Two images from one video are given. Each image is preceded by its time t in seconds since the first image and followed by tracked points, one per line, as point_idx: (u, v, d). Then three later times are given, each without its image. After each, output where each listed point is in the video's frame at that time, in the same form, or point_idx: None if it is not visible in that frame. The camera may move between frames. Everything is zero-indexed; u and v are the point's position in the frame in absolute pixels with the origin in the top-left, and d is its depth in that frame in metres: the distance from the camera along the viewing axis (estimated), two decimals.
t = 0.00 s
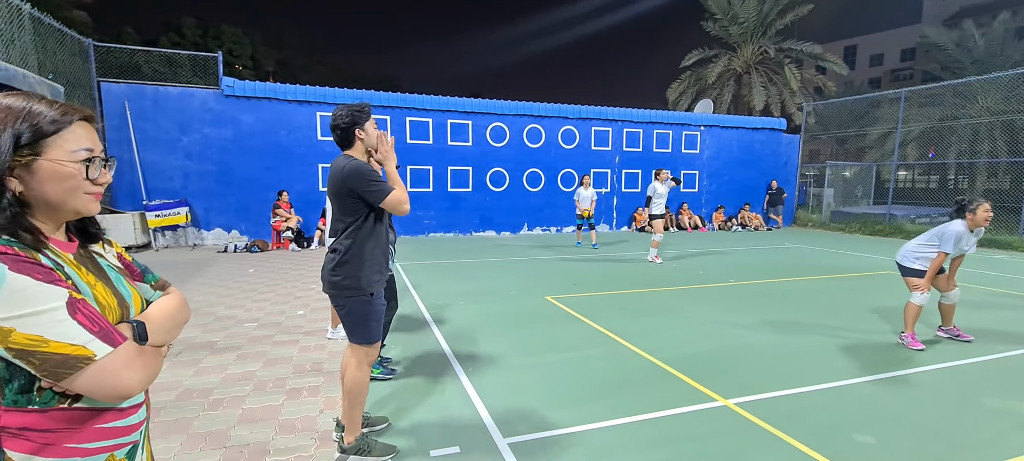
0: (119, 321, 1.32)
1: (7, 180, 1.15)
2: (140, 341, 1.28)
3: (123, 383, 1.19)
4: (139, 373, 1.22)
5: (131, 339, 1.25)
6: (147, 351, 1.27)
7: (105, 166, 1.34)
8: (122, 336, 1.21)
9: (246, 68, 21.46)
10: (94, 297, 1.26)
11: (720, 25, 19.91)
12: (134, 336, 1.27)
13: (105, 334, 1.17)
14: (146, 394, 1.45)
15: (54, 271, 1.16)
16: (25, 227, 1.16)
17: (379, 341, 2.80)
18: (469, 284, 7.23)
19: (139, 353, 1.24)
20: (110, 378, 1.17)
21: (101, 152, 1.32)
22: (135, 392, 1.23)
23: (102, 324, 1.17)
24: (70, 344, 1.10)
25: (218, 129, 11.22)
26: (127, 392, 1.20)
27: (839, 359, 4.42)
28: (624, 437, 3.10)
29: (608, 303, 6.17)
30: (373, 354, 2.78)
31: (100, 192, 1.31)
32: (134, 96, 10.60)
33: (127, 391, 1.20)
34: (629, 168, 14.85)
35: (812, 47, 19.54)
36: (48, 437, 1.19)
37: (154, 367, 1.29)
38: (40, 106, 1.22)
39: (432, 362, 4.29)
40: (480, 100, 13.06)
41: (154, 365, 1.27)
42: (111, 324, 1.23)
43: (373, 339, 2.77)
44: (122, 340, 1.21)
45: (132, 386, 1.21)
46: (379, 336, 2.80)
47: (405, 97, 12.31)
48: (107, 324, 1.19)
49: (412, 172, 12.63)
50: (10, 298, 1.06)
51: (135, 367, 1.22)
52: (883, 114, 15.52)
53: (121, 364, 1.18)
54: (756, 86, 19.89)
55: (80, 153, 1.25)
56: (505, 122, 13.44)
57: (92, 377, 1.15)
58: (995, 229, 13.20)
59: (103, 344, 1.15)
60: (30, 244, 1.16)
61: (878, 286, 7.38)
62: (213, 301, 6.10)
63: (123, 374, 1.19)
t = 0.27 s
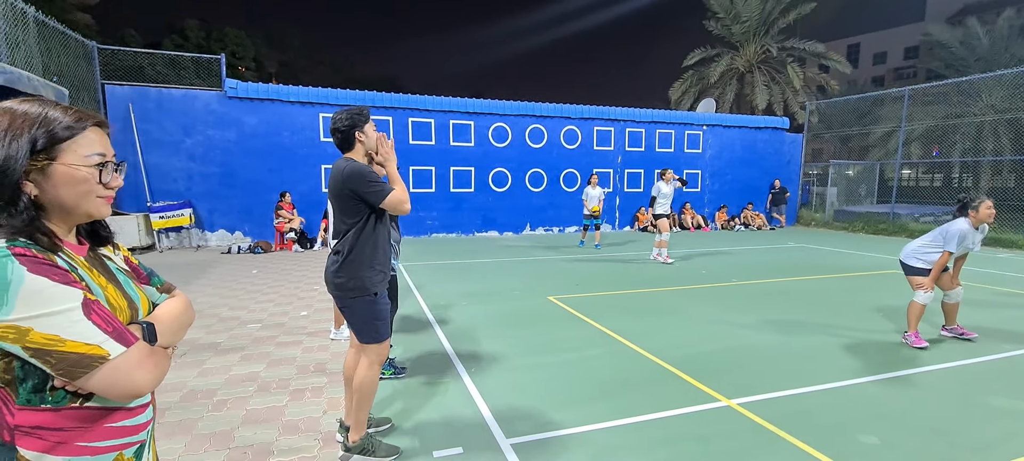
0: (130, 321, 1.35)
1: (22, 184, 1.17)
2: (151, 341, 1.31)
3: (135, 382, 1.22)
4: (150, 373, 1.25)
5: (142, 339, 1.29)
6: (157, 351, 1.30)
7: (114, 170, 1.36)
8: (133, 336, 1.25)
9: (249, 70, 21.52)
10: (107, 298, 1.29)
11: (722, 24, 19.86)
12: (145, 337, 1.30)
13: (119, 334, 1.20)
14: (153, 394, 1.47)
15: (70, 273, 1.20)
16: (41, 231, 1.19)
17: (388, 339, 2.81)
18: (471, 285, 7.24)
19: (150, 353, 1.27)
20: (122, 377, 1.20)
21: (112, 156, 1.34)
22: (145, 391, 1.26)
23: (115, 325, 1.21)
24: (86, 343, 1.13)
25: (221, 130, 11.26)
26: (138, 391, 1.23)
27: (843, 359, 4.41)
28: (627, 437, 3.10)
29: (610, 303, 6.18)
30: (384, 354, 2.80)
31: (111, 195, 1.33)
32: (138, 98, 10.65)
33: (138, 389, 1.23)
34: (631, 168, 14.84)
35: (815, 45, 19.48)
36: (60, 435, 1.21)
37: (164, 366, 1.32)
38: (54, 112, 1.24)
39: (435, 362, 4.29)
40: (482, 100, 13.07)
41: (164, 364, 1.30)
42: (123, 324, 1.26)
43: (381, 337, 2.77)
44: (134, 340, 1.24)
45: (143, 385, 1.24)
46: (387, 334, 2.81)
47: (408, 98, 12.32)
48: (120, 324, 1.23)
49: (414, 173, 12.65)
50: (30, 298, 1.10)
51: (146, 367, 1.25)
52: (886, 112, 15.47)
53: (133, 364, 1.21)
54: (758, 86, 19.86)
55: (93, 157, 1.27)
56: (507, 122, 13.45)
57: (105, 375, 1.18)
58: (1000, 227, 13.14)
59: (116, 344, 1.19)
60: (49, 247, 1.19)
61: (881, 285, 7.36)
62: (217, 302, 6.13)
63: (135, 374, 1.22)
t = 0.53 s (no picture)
0: (137, 322, 1.35)
1: (26, 186, 1.18)
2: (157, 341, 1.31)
3: (143, 380, 1.22)
4: (158, 372, 1.25)
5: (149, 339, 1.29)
6: (164, 351, 1.30)
7: (118, 172, 1.36)
8: (142, 335, 1.25)
9: (251, 72, 21.58)
10: (114, 298, 1.30)
11: (724, 24, 19.85)
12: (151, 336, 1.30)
13: (126, 333, 1.21)
14: (158, 395, 1.47)
15: (77, 273, 1.20)
16: (45, 231, 1.19)
17: (387, 340, 2.80)
18: (474, 285, 7.24)
19: (157, 353, 1.27)
20: (130, 375, 1.20)
21: (116, 158, 1.34)
22: (153, 390, 1.25)
23: (123, 324, 1.21)
24: (95, 342, 1.14)
25: (223, 132, 11.28)
26: (147, 390, 1.23)
27: (847, 359, 4.40)
28: (630, 438, 3.10)
29: (612, 304, 6.17)
30: (382, 354, 2.79)
31: (115, 197, 1.33)
32: (140, 100, 10.68)
33: (147, 388, 1.23)
34: (633, 168, 14.83)
35: (817, 45, 19.45)
36: (68, 434, 1.21)
37: (170, 365, 1.31)
38: (57, 115, 1.24)
39: (438, 363, 4.28)
40: (484, 101, 13.08)
41: (171, 364, 1.30)
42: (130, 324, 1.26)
43: (380, 337, 2.77)
44: (141, 339, 1.24)
45: (152, 383, 1.24)
46: (386, 335, 2.80)
47: (409, 99, 12.34)
48: (127, 324, 1.23)
49: (416, 174, 12.66)
50: (40, 298, 1.11)
51: (154, 366, 1.25)
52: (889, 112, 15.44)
53: (142, 362, 1.21)
54: (760, 85, 19.84)
55: (95, 160, 1.27)
56: (508, 123, 13.45)
57: (112, 374, 1.18)
58: (1004, 227, 13.09)
59: (125, 343, 1.19)
60: (55, 247, 1.21)
61: (885, 285, 7.34)
62: (220, 303, 6.14)
63: (143, 372, 1.22)
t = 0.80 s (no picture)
0: (143, 322, 1.36)
1: (32, 188, 1.19)
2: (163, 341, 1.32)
3: (149, 380, 1.23)
4: (163, 372, 1.26)
5: (154, 339, 1.30)
6: (168, 351, 1.30)
7: (122, 173, 1.36)
8: (147, 335, 1.26)
9: (254, 74, 21.67)
10: (119, 298, 1.31)
11: (726, 24, 19.84)
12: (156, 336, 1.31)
13: (132, 333, 1.22)
14: (163, 396, 1.48)
15: (83, 274, 1.21)
16: (52, 232, 1.20)
17: (386, 341, 2.81)
18: (476, 287, 7.25)
19: (162, 353, 1.28)
20: (136, 375, 1.21)
21: (121, 161, 1.34)
22: (158, 389, 1.26)
23: (127, 323, 1.22)
24: (101, 342, 1.15)
25: (227, 134, 11.32)
26: (152, 389, 1.24)
27: (850, 360, 4.38)
28: (632, 440, 3.09)
29: (615, 305, 6.17)
30: (381, 356, 2.79)
31: (120, 199, 1.34)
32: (144, 103, 10.73)
33: (152, 388, 1.24)
34: (635, 169, 14.82)
35: (820, 45, 19.42)
36: (72, 434, 1.22)
37: (175, 366, 1.32)
38: (62, 118, 1.25)
39: (441, 365, 4.29)
40: (486, 103, 13.10)
41: (175, 364, 1.31)
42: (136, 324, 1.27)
43: (379, 339, 2.77)
44: (147, 339, 1.25)
45: (157, 383, 1.25)
46: (385, 337, 2.80)
47: (412, 101, 12.36)
48: (133, 323, 1.24)
49: (419, 175, 12.68)
50: (45, 298, 1.11)
51: (160, 365, 1.26)
52: (892, 112, 15.41)
53: (147, 362, 1.22)
54: (763, 86, 19.82)
55: (99, 162, 1.28)
56: (511, 124, 13.46)
57: (117, 374, 1.19)
58: (1008, 227, 13.04)
59: (130, 342, 1.20)
60: (61, 248, 1.21)
61: (889, 286, 7.31)
62: (223, 305, 6.17)
63: (148, 372, 1.23)
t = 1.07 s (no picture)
0: (149, 323, 1.37)
1: (39, 191, 1.20)
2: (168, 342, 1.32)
3: (155, 380, 1.24)
4: (168, 372, 1.27)
5: (160, 339, 1.31)
6: (174, 352, 1.31)
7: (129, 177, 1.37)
8: (153, 336, 1.27)
9: (256, 77, 21.74)
10: (126, 299, 1.32)
11: (727, 26, 19.86)
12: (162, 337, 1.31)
13: (138, 334, 1.22)
14: (167, 397, 1.49)
15: (90, 275, 1.22)
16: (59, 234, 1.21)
17: (386, 344, 2.82)
18: (478, 289, 7.25)
19: (168, 353, 1.28)
20: (143, 375, 1.22)
21: (127, 164, 1.35)
22: (164, 389, 1.27)
23: (134, 324, 1.23)
24: (107, 342, 1.15)
25: (229, 137, 11.35)
26: (158, 389, 1.25)
27: (853, 361, 4.37)
28: (634, 441, 3.09)
29: (617, 307, 6.16)
30: (382, 358, 2.80)
31: (126, 202, 1.35)
32: (147, 106, 10.77)
33: (158, 388, 1.25)
34: (637, 171, 14.82)
35: (821, 46, 19.42)
36: (77, 435, 1.23)
37: (180, 366, 1.33)
38: (70, 122, 1.26)
39: (443, 367, 4.29)
40: (487, 105, 13.11)
41: (181, 365, 1.31)
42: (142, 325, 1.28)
43: (380, 340, 2.78)
44: (153, 340, 1.25)
45: (163, 383, 1.26)
46: (385, 339, 2.81)
47: (413, 103, 12.39)
48: (139, 324, 1.24)
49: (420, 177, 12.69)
50: (53, 299, 1.12)
51: (165, 366, 1.27)
52: (894, 113, 15.39)
53: (152, 363, 1.23)
54: (764, 87, 19.83)
55: (106, 165, 1.28)
56: (512, 126, 13.48)
57: (124, 374, 1.20)
58: (1011, 228, 13.00)
59: (137, 343, 1.20)
60: (69, 250, 1.22)
61: (892, 287, 7.29)
62: (226, 307, 6.18)
63: (154, 373, 1.23)
